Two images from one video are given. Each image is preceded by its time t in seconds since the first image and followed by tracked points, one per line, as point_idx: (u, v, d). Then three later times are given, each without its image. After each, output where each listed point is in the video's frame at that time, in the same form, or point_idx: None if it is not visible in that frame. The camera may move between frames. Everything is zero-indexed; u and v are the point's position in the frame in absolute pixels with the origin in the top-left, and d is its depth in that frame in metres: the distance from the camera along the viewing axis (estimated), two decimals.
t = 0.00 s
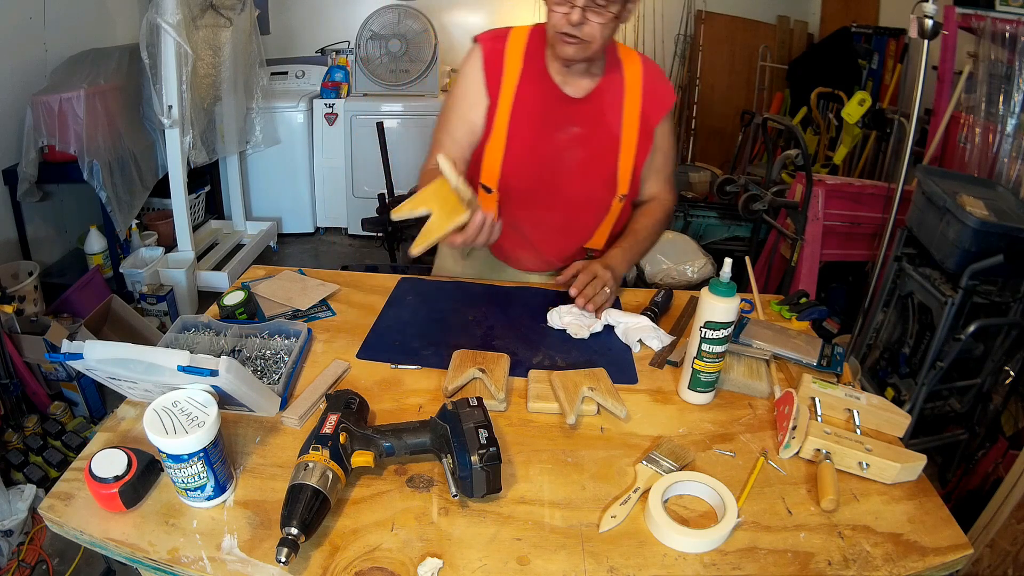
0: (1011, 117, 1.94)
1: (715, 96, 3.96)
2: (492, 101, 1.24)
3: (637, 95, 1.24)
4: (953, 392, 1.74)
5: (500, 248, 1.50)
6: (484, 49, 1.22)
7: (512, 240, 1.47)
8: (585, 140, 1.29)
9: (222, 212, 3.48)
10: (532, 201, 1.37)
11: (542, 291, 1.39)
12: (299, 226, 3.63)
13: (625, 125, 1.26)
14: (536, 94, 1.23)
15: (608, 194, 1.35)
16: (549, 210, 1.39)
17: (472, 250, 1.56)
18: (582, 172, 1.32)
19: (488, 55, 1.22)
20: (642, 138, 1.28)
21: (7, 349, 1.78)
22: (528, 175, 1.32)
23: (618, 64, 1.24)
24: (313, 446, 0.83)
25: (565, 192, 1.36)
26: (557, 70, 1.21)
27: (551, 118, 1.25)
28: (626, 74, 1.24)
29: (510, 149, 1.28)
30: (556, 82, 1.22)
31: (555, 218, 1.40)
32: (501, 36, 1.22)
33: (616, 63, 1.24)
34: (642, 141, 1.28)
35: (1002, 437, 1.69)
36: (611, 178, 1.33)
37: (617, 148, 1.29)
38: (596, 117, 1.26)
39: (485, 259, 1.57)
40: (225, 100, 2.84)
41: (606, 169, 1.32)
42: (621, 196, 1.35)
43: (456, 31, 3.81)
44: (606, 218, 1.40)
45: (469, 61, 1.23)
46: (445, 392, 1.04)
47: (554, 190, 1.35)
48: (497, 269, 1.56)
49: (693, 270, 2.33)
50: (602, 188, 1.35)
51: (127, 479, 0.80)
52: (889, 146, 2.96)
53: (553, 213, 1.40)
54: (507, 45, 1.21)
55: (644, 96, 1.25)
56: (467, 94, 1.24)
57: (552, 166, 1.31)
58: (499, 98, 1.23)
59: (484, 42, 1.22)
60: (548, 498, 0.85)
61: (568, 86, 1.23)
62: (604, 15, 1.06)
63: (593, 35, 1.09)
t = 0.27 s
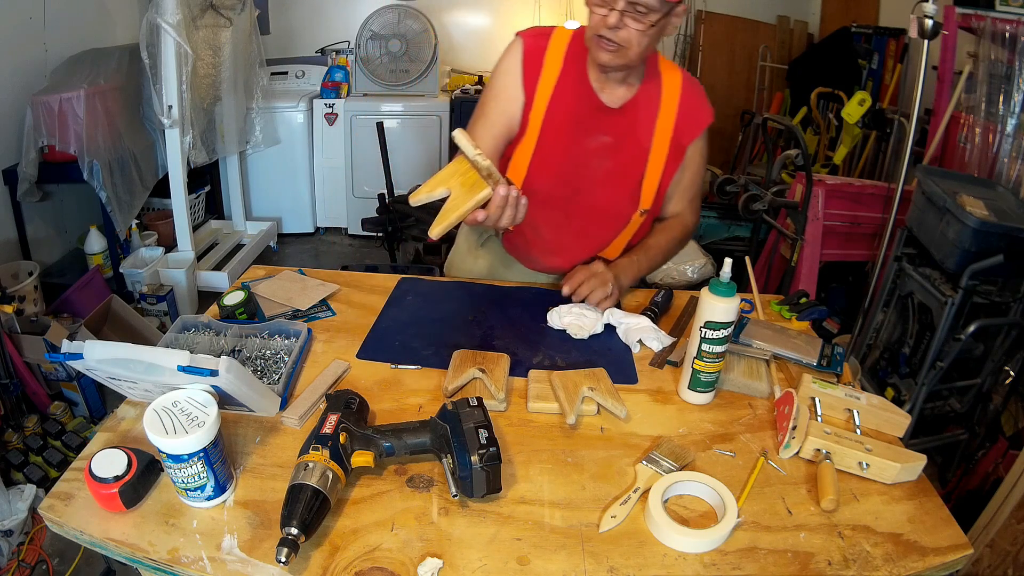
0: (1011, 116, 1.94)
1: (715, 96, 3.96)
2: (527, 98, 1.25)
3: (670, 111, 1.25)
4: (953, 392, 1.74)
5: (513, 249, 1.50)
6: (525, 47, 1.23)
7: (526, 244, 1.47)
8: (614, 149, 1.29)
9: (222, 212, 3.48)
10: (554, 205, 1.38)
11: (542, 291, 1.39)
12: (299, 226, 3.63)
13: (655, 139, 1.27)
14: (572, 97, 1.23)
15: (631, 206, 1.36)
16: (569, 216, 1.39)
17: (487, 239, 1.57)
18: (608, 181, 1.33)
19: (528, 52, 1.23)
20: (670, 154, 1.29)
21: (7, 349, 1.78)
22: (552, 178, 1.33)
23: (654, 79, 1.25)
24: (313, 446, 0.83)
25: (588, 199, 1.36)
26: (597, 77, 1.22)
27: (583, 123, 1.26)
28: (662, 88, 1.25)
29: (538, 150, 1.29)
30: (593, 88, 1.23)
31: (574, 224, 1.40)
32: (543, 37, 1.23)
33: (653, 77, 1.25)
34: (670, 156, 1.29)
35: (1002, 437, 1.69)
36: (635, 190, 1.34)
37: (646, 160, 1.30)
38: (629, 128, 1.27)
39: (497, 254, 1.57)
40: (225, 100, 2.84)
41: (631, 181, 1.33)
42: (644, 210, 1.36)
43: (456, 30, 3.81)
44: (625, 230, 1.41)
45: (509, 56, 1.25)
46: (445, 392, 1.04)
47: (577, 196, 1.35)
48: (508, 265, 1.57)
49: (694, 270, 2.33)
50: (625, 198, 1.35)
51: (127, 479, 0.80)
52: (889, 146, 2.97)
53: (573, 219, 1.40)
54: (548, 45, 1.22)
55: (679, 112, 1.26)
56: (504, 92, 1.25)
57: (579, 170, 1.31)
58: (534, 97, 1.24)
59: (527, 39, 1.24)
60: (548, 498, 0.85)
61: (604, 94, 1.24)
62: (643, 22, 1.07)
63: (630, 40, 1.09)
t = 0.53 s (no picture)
0: (1011, 116, 1.94)
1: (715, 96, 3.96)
2: (552, 101, 1.24)
3: (694, 125, 1.26)
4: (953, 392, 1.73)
5: (521, 247, 1.50)
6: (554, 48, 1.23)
7: (535, 244, 1.48)
8: (635, 160, 1.29)
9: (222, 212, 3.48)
10: (569, 210, 1.38)
11: (542, 291, 1.39)
12: (299, 226, 3.63)
13: (676, 153, 1.28)
14: (597, 104, 1.23)
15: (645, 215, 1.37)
16: (585, 221, 1.39)
17: (494, 236, 1.57)
18: (625, 191, 1.33)
19: (557, 54, 1.22)
20: (688, 168, 1.30)
21: (7, 349, 1.77)
22: (570, 183, 1.33)
23: (681, 91, 1.25)
24: (313, 446, 0.83)
25: (604, 205, 1.37)
26: (624, 86, 1.21)
27: (606, 131, 1.26)
28: (687, 101, 1.25)
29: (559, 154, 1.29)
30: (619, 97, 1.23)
31: (587, 229, 1.41)
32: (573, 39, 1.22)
33: (680, 90, 1.25)
34: (689, 170, 1.30)
35: (1002, 437, 1.69)
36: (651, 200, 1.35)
37: (665, 172, 1.31)
38: (651, 139, 1.27)
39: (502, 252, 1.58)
40: (225, 100, 2.84)
41: (648, 190, 1.33)
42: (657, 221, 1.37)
43: (455, 30, 3.81)
44: (637, 238, 1.42)
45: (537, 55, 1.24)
46: (445, 392, 1.04)
47: (593, 202, 1.36)
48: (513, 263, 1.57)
49: (693, 270, 2.33)
50: (640, 207, 1.36)
51: (127, 479, 0.80)
52: (889, 146, 2.96)
53: (588, 225, 1.40)
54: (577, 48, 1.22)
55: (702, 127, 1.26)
56: (528, 92, 1.24)
57: (598, 178, 1.32)
58: (559, 100, 1.23)
59: (556, 41, 1.23)
60: (548, 499, 0.85)
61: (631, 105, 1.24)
62: (676, 29, 1.07)
63: (661, 47, 1.09)
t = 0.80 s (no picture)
0: (1011, 117, 1.94)
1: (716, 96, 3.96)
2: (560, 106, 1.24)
3: (702, 132, 1.27)
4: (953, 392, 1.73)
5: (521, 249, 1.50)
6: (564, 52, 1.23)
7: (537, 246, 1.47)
8: (642, 167, 1.31)
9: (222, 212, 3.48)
10: (574, 215, 1.38)
11: (542, 291, 1.39)
12: (299, 226, 3.63)
13: (684, 160, 1.29)
14: (606, 111, 1.24)
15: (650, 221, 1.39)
16: (590, 226, 1.40)
17: (497, 235, 1.56)
18: (631, 197, 1.35)
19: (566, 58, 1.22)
20: (694, 175, 1.32)
21: (7, 349, 1.77)
22: (576, 189, 1.33)
23: (689, 98, 1.27)
24: (313, 446, 0.83)
25: (610, 211, 1.38)
26: (633, 93, 1.23)
27: (615, 138, 1.27)
28: (695, 108, 1.27)
29: (566, 160, 1.29)
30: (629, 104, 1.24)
31: (591, 234, 1.42)
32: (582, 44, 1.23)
33: (688, 97, 1.27)
34: (695, 176, 1.32)
35: (1002, 437, 1.69)
36: (656, 207, 1.37)
37: (671, 179, 1.32)
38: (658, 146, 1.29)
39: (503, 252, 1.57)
40: (225, 100, 2.85)
41: (654, 197, 1.35)
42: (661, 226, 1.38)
43: (455, 30, 3.81)
44: (640, 244, 1.43)
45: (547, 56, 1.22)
46: (445, 392, 1.04)
47: (599, 207, 1.37)
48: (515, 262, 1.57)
49: (693, 270, 2.33)
50: (646, 213, 1.38)
51: (126, 480, 0.80)
52: (889, 146, 2.96)
53: (593, 230, 1.41)
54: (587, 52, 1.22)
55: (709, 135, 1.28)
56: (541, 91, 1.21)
57: (605, 185, 1.32)
58: (568, 107, 1.24)
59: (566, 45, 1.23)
60: (548, 499, 0.85)
61: (640, 113, 1.25)
62: (692, 33, 1.08)
63: (676, 51, 1.10)
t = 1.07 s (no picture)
0: (1011, 117, 1.94)
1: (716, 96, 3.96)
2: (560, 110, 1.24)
3: (701, 135, 1.27)
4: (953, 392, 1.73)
5: (521, 252, 1.50)
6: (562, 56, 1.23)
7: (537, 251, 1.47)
8: (641, 172, 1.31)
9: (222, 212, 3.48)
10: (574, 218, 1.38)
11: (542, 292, 1.39)
12: (299, 226, 3.63)
13: (683, 163, 1.29)
14: (605, 114, 1.24)
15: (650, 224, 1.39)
16: (590, 229, 1.40)
17: (497, 236, 1.56)
18: (631, 200, 1.35)
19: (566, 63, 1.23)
20: (695, 177, 1.32)
21: (7, 349, 1.77)
22: (576, 193, 1.33)
23: (688, 101, 1.27)
24: (313, 446, 0.83)
25: (609, 215, 1.38)
26: (632, 97, 1.24)
27: (614, 142, 1.27)
28: (694, 111, 1.27)
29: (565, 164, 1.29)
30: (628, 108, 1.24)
31: (592, 237, 1.42)
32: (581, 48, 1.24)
33: (687, 100, 1.27)
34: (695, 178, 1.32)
35: (1002, 437, 1.69)
36: (657, 210, 1.37)
37: (671, 183, 1.32)
38: (657, 150, 1.29)
39: (502, 253, 1.57)
40: (225, 100, 2.84)
41: (654, 200, 1.35)
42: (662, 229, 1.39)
43: (456, 30, 3.81)
44: (640, 245, 1.44)
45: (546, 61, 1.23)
46: (445, 392, 1.04)
47: (598, 211, 1.37)
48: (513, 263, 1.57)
49: (693, 270, 2.34)
50: (646, 216, 1.38)
51: (127, 479, 0.80)
52: (889, 146, 2.97)
53: (593, 234, 1.42)
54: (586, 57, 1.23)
55: (709, 137, 1.28)
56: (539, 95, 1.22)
57: (605, 189, 1.33)
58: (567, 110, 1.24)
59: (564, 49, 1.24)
60: (548, 499, 0.85)
61: (638, 116, 1.25)
62: (695, 43, 1.09)
63: (679, 61, 1.11)
